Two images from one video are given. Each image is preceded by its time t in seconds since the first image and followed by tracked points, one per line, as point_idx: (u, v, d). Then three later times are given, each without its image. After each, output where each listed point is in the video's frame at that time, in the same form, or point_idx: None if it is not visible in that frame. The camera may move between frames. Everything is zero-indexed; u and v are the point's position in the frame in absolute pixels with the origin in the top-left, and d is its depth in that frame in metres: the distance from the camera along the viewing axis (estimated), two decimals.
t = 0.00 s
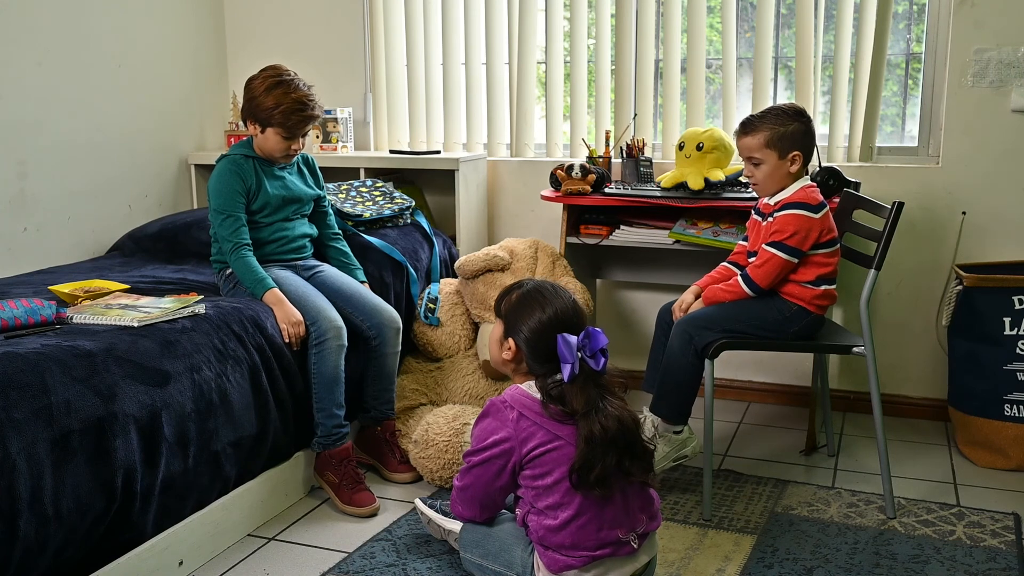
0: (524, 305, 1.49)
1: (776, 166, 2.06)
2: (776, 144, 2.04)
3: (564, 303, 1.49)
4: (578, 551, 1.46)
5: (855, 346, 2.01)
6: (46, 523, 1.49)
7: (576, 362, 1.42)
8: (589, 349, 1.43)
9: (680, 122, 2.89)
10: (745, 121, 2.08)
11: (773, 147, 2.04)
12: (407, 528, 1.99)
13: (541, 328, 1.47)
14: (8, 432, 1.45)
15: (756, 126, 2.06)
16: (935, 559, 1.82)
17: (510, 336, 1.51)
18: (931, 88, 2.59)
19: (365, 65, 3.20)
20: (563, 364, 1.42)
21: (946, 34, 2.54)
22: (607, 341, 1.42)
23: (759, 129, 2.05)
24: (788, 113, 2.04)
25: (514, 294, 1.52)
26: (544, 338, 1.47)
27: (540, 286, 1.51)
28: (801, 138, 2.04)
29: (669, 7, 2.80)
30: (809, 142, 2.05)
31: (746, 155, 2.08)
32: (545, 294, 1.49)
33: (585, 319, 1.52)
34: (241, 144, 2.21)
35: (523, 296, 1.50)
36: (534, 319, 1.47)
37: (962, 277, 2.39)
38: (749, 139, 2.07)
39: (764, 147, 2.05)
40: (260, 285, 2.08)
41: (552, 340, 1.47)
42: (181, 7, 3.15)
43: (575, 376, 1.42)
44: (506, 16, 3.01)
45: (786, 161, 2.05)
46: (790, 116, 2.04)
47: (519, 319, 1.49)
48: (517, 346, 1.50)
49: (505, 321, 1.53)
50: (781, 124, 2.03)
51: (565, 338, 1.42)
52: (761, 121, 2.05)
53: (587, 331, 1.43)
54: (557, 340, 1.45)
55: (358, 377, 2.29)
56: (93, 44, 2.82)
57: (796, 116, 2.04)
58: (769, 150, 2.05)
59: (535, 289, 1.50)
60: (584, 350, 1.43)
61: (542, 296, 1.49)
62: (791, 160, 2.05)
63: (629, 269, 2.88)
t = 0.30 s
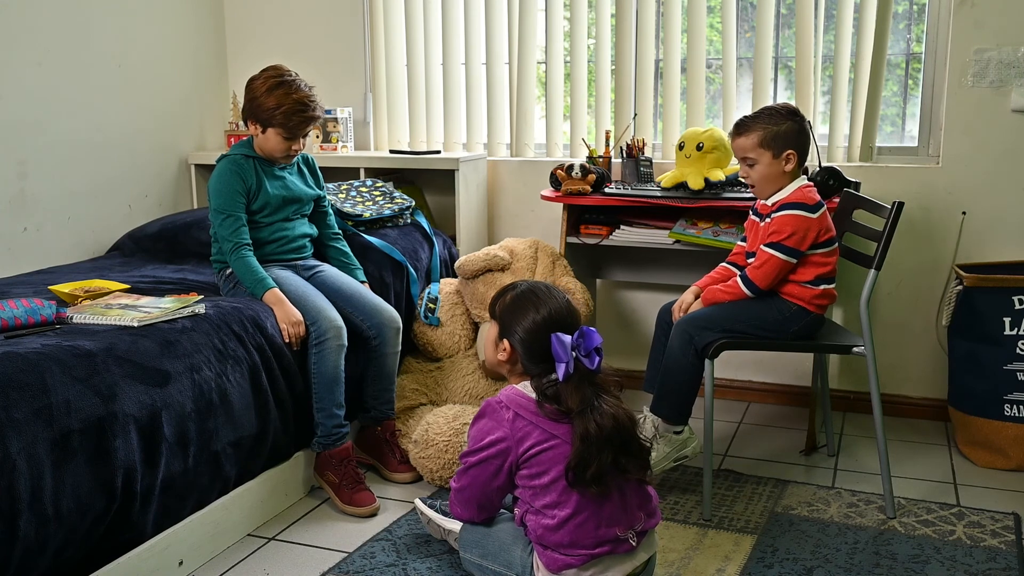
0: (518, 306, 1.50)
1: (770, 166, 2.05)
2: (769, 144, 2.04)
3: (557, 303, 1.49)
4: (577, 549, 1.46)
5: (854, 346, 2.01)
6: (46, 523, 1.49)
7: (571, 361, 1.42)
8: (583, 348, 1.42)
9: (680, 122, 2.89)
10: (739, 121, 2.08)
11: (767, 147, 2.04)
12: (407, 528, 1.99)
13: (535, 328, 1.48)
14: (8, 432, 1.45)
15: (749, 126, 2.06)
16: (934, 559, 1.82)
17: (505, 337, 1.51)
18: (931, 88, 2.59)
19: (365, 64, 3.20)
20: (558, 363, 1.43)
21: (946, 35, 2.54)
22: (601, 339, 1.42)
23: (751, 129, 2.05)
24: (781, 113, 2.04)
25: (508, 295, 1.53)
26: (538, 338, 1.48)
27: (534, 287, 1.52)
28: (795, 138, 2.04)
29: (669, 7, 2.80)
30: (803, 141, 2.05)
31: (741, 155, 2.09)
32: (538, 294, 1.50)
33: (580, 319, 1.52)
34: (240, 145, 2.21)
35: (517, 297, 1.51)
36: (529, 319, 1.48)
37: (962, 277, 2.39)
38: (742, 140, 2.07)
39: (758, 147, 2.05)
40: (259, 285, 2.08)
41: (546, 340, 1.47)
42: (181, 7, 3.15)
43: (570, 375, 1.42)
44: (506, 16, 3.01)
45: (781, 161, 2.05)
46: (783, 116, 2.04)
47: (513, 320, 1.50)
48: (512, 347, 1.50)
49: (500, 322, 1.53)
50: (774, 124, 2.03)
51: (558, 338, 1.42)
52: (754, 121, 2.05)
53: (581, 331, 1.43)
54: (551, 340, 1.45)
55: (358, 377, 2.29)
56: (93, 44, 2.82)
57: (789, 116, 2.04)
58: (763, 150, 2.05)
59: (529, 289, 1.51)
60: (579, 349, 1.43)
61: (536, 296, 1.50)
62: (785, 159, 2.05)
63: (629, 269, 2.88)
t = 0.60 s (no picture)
0: (515, 307, 1.50)
1: (765, 166, 2.06)
2: (762, 144, 2.04)
3: (553, 305, 1.50)
4: (576, 550, 1.45)
5: (854, 346, 2.01)
6: (46, 522, 1.49)
7: (568, 359, 1.42)
8: (581, 347, 1.43)
9: (681, 122, 2.89)
10: (734, 123, 2.09)
11: (761, 147, 2.04)
12: (407, 528, 1.99)
13: (533, 329, 1.48)
14: (8, 432, 1.45)
15: (743, 127, 2.07)
16: (935, 559, 1.82)
17: (503, 339, 1.51)
18: (931, 88, 2.59)
19: (365, 64, 3.20)
20: (555, 362, 1.43)
21: (946, 35, 2.54)
22: (599, 338, 1.43)
23: (746, 130, 2.06)
24: (775, 113, 2.04)
25: (504, 297, 1.53)
26: (536, 339, 1.48)
27: (529, 288, 1.52)
28: (790, 137, 2.04)
29: (669, 7, 2.81)
30: (797, 142, 2.05)
31: (736, 156, 2.09)
32: (534, 295, 1.50)
33: (576, 318, 1.53)
34: (240, 145, 2.21)
35: (513, 298, 1.51)
36: (526, 320, 1.48)
37: (962, 277, 2.39)
38: (737, 141, 2.08)
39: (752, 147, 2.06)
40: (260, 285, 2.08)
41: (544, 341, 1.47)
42: (181, 7, 3.15)
43: (567, 374, 1.42)
44: (506, 16, 3.01)
45: (775, 161, 2.05)
46: (777, 116, 2.04)
47: (511, 322, 1.50)
48: (510, 349, 1.50)
49: (497, 324, 1.53)
50: (768, 124, 2.03)
51: (555, 336, 1.42)
52: (748, 121, 2.06)
53: (579, 330, 1.44)
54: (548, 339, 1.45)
55: (358, 377, 2.29)
56: (93, 44, 2.82)
57: (783, 116, 2.04)
58: (756, 150, 2.05)
59: (525, 291, 1.51)
60: (576, 348, 1.43)
61: (532, 297, 1.50)
62: (779, 159, 2.05)
63: (629, 269, 2.88)
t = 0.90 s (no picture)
0: (513, 308, 1.50)
1: (763, 165, 2.06)
2: (761, 144, 2.04)
3: (551, 305, 1.49)
4: (576, 550, 1.45)
5: (855, 346, 2.01)
6: (45, 522, 1.49)
7: (568, 358, 1.42)
8: (581, 346, 1.43)
9: (680, 122, 2.89)
10: (733, 123, 2.09)
11: (759, 147, 2.05)
12: (407, 528, 1.99)
13: (532, 330, 1.48)
14: (8, 432, 1.45)
15: (743, 127, 2.06)
16: (934, 559, 1.82)
17: (502, 340, 1.51)
18: (931, 88, 2.59)
19: (365, 64, 3.20)
20: (555, 361, 1.42)
21: (945, 36, 2.54)
22: (598, 337, 1.42)
23: (744, 130, 2.06)
24: (774, 113, 2.04)
25: (502, 299, 1.53)
26: (536, 340, 1.48)
27: (527, 289, 1.52)
28: (788, 137, 2.04)
29: (669, 7, 2.80)
30: (796, 142, 2.05)
31: (735, 156, 2.09)
32: (533, 296, 1.50)
33: (575, 318, 1.53)
34: (240, 145, 2.21)
35: (511, 300, 1.51)
36: (525, 321, 1.48)
37: (962, 277, 2.39)
38: (736, 141, 2.08)
39: (751, 147, 2.06)
40: (260, 284, 2.08)
41: (544, 341, 1.47)
42: (181, 7, 3.15)
43: (567, 373, 1.42)
44: (506, 16, 3.01)
45: (774, 161, 2.05)
46: (775, 116, 2.04)
47: (510, 323, 1.49)
48: (510, 350, 1.50)
49: (496, 325, 1.53)
50: (767, 125, 2.03)
51: (554, 335, 1.42)
52: (747, 122, 2.06)
53: (578, 329, 1.43)
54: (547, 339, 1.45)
55: (358, 377, 2.29)
56: (93, 44, 2.82)
57: (782, 116, 2.04)
58: (755, 150, 2.05)
59: (523, 291, 1.51)
60: (575, 347, 1.43)
61: (530, 298, 1.50)
62: (778, 159, 2.05)
63: (629, 269, 2.88)
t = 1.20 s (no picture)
0: (511, 309, 1.49)
1: (763, 166, 2.05)
2: (761, 144, 2.04)
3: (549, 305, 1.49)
4: (576, 550, 1.45)
5: (854, 346, 2.01)
6: (45, 522, 1.49)
7: (568, 357, 1.42)
8: (579, 345, 1.43)
9: (681, 122, 2.89)
10: (732, 124, 2.09)
11: (760, 147, 2.05)
12: (407, 528, 1.99)
13: (532, 330, 1.47)
14: (8, 432, 1.45)
15: (743, 127, 2.06)
16: (935, 559, 1.82)
17: (501, 340, 1.51)
18: (931, 88, 2.59)
19: (365, 64, 3.20)
20: (554, 360, 1.42)
21: (945, 36, 2.54)
22: (596, 335, 1.42)
23: (744, 131, 2.06)
24: (773, 113, 2.05)
25: (500, 300, 1.52)
26: (535, 339, 1.47)
27: (525, 290, 1.52)
28: (788, 137, 2.04)
29: (669, 7, 2.81)
30: (797, 142, 2.05)
31: (735, 156, 2.09)
32: (530, 297, 1.50)
33: (573, 319, 1.52)
34: (241, 145, 2.21)
35: (509, 301, 1.50)
36: (523, 322, 1.48)
37: (962, 277, 2.39)
38: (736, 141, 2.07)
39: (751, 147, 2.05)
40: (259, 285, 2.08)
41: (543, 341, 1.47)
42: (181, 7, 3.15)
43: (566, 372, 1.42)
44: (506, 16, 3.01)
45: (774, 161, 2.05)
46: (776, 116, 2.04)
47: (509, 323, 1.49)
48: (508, 350, 1.50)
49: (495, 326, 1.52)
50: (768, 124, 2.04)
51: (554, 334, 1.42)
52: (748, 121, 2.06)
53: (575, 328, 1.43)
54: (546, 338, 1.45)
55: (358, 377, 2.29)
56: (93, 44, 2.82)
57: (783, 116, 2.04)
58: (755, 149, 2.05)
59: (521, 292, 1.51)
60: (574, 346, 1.43)
61: (528, 299, 1.50)
62: (778, 159, 2.05)
63: (629, 269, 2.88)
